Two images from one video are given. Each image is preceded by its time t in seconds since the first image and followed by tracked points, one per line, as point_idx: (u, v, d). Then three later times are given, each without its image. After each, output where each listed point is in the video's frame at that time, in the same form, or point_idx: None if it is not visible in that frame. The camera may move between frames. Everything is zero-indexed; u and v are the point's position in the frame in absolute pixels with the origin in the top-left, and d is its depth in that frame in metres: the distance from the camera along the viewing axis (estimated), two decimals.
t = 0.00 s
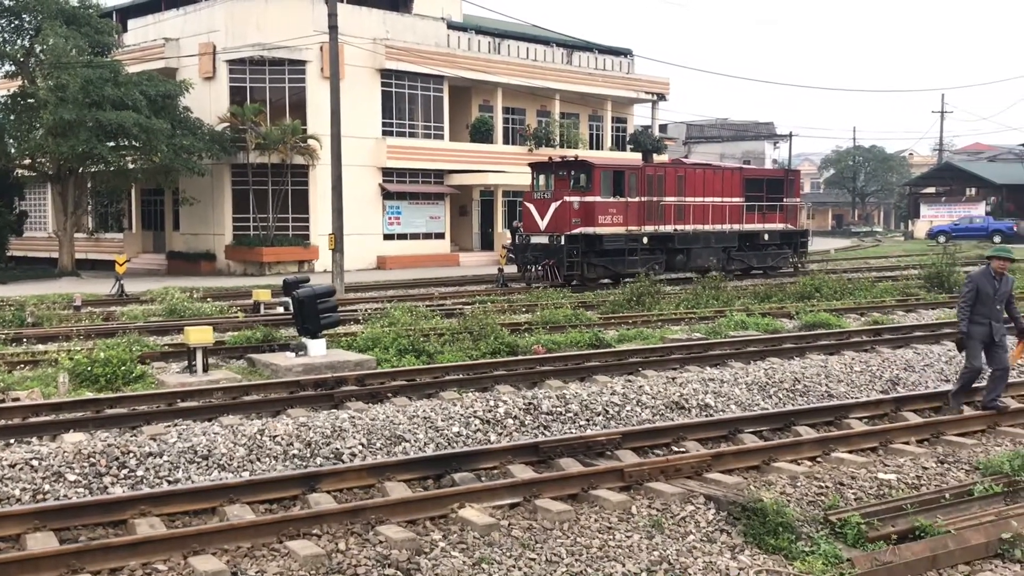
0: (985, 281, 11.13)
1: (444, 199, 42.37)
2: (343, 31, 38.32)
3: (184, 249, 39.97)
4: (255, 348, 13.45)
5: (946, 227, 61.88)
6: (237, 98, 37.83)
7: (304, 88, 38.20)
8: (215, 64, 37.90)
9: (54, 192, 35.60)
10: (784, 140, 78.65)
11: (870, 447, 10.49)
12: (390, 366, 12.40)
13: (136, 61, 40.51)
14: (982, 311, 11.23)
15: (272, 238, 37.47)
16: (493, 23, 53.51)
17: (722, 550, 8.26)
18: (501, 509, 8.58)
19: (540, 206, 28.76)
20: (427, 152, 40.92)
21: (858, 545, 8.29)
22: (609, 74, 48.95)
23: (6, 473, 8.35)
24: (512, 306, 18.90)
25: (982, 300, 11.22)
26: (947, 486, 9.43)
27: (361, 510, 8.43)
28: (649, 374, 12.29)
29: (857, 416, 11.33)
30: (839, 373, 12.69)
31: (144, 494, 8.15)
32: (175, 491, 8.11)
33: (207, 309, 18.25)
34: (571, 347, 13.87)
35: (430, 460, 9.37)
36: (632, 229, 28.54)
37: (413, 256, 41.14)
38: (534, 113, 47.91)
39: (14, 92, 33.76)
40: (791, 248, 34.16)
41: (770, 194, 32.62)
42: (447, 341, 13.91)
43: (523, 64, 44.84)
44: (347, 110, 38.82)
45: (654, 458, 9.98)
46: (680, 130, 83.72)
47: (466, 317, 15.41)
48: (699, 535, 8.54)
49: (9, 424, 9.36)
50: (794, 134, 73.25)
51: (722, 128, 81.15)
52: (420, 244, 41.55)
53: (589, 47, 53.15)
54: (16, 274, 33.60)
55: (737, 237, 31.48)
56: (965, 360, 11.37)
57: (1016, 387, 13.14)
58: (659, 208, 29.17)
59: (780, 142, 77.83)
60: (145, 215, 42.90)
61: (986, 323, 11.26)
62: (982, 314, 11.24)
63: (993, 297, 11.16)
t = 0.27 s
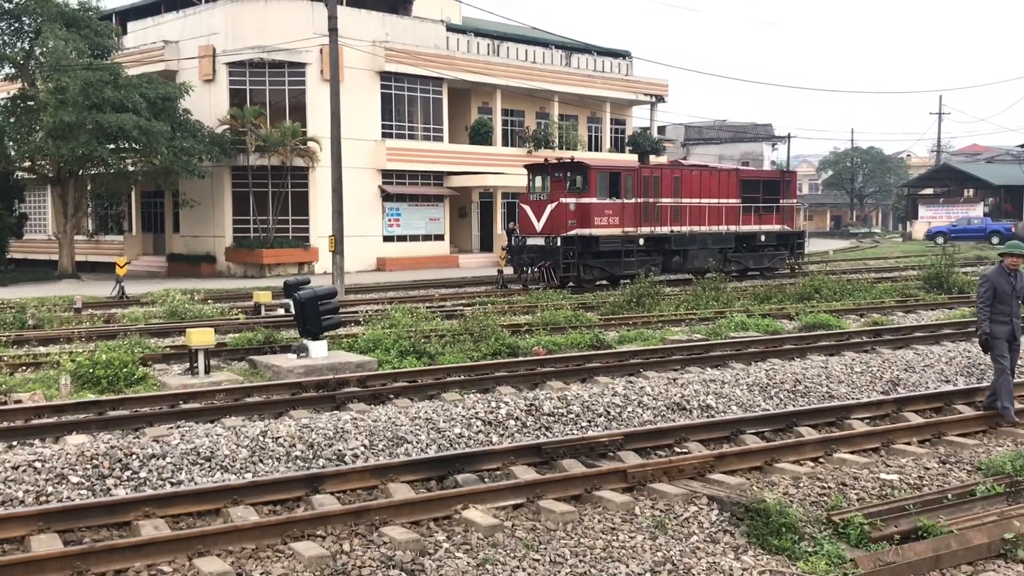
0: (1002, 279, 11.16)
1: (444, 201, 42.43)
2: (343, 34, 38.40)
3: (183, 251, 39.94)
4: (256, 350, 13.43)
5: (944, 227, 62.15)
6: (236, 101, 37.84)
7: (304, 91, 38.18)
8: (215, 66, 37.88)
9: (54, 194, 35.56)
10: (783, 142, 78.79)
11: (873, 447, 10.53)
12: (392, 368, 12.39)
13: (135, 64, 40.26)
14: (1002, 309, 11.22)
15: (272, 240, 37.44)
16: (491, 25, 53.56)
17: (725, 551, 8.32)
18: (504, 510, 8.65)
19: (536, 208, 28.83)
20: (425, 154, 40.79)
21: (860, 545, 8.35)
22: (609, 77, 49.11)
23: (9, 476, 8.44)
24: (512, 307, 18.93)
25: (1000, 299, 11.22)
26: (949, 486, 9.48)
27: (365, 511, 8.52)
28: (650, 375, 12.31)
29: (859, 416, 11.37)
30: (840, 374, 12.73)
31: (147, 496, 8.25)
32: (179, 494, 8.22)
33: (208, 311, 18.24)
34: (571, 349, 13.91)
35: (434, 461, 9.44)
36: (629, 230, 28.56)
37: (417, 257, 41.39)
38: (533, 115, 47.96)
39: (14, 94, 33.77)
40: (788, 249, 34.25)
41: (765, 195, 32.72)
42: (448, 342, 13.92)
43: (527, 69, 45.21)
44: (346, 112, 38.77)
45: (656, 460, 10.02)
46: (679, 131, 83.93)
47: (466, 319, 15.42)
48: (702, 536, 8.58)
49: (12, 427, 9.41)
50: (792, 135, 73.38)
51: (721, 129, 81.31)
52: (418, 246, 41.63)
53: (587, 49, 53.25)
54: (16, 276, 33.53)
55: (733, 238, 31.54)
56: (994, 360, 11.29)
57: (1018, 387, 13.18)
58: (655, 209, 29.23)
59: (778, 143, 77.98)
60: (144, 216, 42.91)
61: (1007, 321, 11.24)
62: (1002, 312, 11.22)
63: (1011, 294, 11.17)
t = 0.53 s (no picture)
0: None
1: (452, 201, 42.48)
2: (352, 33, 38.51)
3: (194, 251, 40.08)
4: (266, 349, 13.44)
5: (953, 227, 62.50)
6: (246, 101, 37.88)
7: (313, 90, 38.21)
8: (224, 66, 38.00)
9: (64, 194, 35.65)
10: (791, 142, 78.75)
11: (883, 447, 10.51)
12: (401, 367, 12.40)
13: (146, 64, 40.20)
14: None
15: (281, 239, 37.48)
16: (499, 25, 53.58)
17: (736, 550, 8.31)
18: (515, 508, 8.67)
19: (540, 207, 28.82)
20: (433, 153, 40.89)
21: (871, 545, 8.33)
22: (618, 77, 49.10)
23: (20, 473, 8.56)
24: (521, 306, 18.94)
25: None
26: (959, 486, 9.47)
27: (376, 509, 8.55)
28: (660, 375, 12.30)
29: (869, 416, 11.35)
30: (849, 374, 12.72)
31: (159, 494, 8.32)
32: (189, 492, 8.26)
33: (217, 310, 18.27)
34: (580, 348, 13.91)
35: (443, 459, 9.48)
36: (633, 230, 28.58)
37: (424, 256, 41.30)
38: (541, 115, 48.09)
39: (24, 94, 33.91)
40: (794, 249, 34.24)
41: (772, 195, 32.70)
42: (456, 341, 13.95)
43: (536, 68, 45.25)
44: (355, 112, 38.82)
45: (666, 459, 10.01)
46: (687, 131, 84.03)
47: (475, 318, 15.42)
48: (713, 535, 8.56)
49: (23, 424, 9.52)
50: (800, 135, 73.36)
51: (729, 129, 81.38)
52: (425, 246, 41.54)
53: (596, 48, 53.28)
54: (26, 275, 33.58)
55: (739, 238, 31.53)
56: None
57: None
58: (661, 209, 29.21)
59: (786, 143, 77.95)
60: (153, 214, 43.19)
61: None
62: None
63: None
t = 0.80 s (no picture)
0: None
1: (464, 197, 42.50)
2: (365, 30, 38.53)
3: (207, 246, 40.21)
4: (279, 344, 13.45)
5: (967, 226, 62.04)
6: (259, 97, 37.95)
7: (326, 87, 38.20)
8: (237, 62, 38.14)
9: (78, 189, 35.79)
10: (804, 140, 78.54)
11: (897, 446, 10.48)
12: (413, 363, 12.41)
13: (159, 59, 40.62)
14: None
15: (294, 235, 37.54)
16: (513, 21, 53.54)
17: (750, 548, 8.28)
18: (527, 504, 8.68)
19: (548, 204, 28.76)
20: (446, 150, 40.93)
21: (885, 543, 8.30)
22: (631, 73, 49.14)
23: (35, 467, 8.67)
24: (533, 303, 18.92)
25: None
26: (974, 485, 9.43)
27: (389, 505, 8.56)
28: (672, 373, 12.27)
29: (882, 415, 11.32)
30: (863, 373, 12.67)
31: (173, 488, 8.35)
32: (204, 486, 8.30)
33: (230, 305, 18.31)
34: (592, 345, 13.90)
35: (456, 456, 9.51)
36: (642, 228, 28.57)
37: (437, 253, 41.31)
38: (554, 111, 48.06)
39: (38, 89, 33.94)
40: (805, 247, 34.16)
41: (782, 192, 32.63)
42: (468, 338, 13.96)
43: (549, 64, 45.06)
44: (369, 108, 38.83)
45: (679, 456, 10.00)
46: (700, 128, 83.91)
47: (487, 315, 15.42)
48: (726, 533, 8.54)
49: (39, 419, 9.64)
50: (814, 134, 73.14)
51: (743, 127, 81.27)
52: (437, 242, 41.56)
53: (609, 45, 53.18)
54: (40, 269, 33.68)
55: (748, 236, 31.48)
56: None
57: None
58: (670, 206, 29.14)
59: (799, 141, 77.70)
60: (167, 210, 43.40)
61: None
62: None
63: None
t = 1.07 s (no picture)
0: None
1: (478, 193, 42.56)
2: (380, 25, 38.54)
3: (221, 240, 40.33)
4: (293, 339, 13.50)
5: (983, 223, 61.50)
6: (273, 92, 38.03)
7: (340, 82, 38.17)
8: (252, 57, 38.17)
9: (93, 183, 35.95)
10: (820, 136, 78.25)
11: (911, 443, 10.46)
12: (426, 358, 12.43)
13: (175, 54, 40.85)
14: None
15: (307, 230, 37.67)
16: (527, 17, 53.51)
17: (763, 545, 8.27)
18: (541, 499, 8.68)
19: (557, 200, 28.78)
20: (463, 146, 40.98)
21: (899, 541, 8.29)
22: (647, 69, 49.00)
23: (52, 459, 8.73)
24: (547, 299, 18.94)
25: None
26: (988, 483, 9.41)
27: (403, 499, 8.59)
28: (686, 369, 12.27)
29: (897, 412, 11.30)
30: (877, 370, 12.66)
31: (189, 482, 8.37)
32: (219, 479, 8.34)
33: (245, 299, 18.37)
34: (606, 341, 13.91)
35: (469, 451, 9.54)
36: (651, 224, 28.54)
37: (450, 248, 41.35)
38: (567, 107, 48.06)
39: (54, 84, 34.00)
40: (816, 245, 34.04)
41: (793, 189, 32.52)
42: (482, 334, 13.99)
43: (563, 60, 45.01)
44: (382, 103, 38.98)
45: (692, 452, 10.01)
46: (714, 124, 83.76)
47: (500, 310, 15.44)
48: (740, 530, 8.53)
49: (55, 411, 9.71)
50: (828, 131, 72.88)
51: (758, 123, 81.08)
52: (450, 238, 41.70)
53: (624, 40, 53.11)
54: (56, 262, 33.78)
55: (759, 232, 31.41)
56: None
57: None
58: (680, 202, 29.08)
59: (815, 137, 77.42)
60: (181, 205, 43.56)
61: None
62: None
63: None
